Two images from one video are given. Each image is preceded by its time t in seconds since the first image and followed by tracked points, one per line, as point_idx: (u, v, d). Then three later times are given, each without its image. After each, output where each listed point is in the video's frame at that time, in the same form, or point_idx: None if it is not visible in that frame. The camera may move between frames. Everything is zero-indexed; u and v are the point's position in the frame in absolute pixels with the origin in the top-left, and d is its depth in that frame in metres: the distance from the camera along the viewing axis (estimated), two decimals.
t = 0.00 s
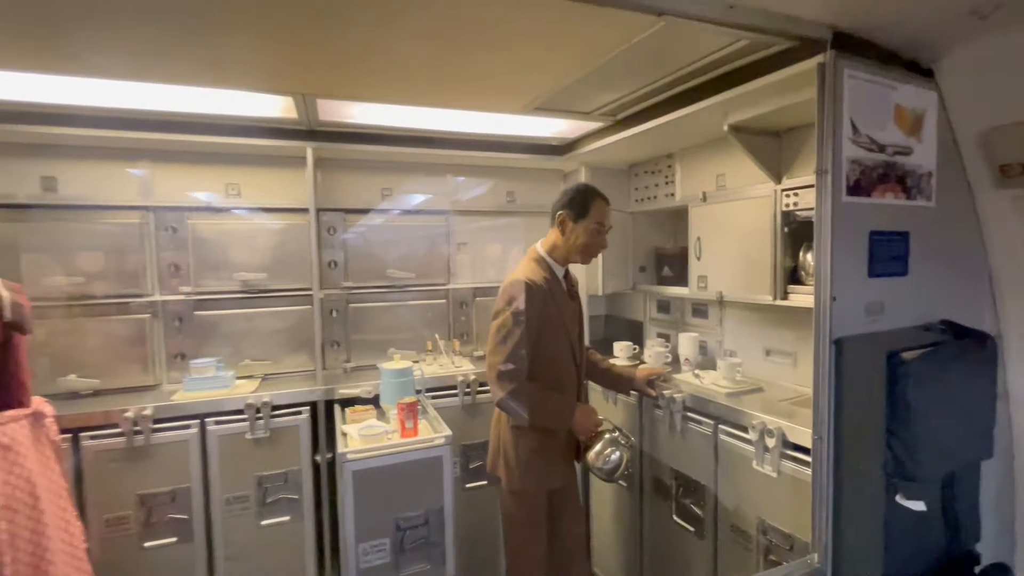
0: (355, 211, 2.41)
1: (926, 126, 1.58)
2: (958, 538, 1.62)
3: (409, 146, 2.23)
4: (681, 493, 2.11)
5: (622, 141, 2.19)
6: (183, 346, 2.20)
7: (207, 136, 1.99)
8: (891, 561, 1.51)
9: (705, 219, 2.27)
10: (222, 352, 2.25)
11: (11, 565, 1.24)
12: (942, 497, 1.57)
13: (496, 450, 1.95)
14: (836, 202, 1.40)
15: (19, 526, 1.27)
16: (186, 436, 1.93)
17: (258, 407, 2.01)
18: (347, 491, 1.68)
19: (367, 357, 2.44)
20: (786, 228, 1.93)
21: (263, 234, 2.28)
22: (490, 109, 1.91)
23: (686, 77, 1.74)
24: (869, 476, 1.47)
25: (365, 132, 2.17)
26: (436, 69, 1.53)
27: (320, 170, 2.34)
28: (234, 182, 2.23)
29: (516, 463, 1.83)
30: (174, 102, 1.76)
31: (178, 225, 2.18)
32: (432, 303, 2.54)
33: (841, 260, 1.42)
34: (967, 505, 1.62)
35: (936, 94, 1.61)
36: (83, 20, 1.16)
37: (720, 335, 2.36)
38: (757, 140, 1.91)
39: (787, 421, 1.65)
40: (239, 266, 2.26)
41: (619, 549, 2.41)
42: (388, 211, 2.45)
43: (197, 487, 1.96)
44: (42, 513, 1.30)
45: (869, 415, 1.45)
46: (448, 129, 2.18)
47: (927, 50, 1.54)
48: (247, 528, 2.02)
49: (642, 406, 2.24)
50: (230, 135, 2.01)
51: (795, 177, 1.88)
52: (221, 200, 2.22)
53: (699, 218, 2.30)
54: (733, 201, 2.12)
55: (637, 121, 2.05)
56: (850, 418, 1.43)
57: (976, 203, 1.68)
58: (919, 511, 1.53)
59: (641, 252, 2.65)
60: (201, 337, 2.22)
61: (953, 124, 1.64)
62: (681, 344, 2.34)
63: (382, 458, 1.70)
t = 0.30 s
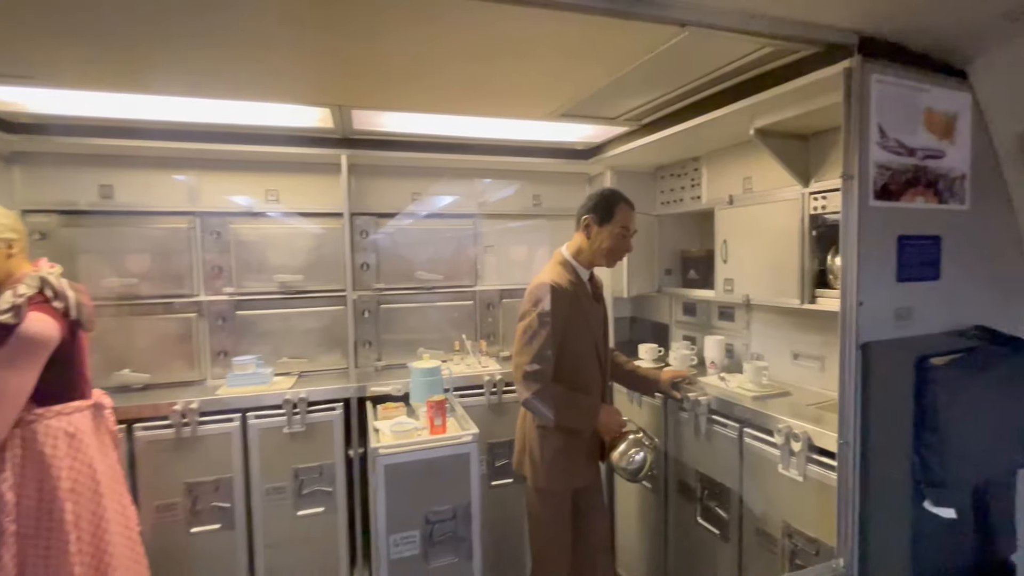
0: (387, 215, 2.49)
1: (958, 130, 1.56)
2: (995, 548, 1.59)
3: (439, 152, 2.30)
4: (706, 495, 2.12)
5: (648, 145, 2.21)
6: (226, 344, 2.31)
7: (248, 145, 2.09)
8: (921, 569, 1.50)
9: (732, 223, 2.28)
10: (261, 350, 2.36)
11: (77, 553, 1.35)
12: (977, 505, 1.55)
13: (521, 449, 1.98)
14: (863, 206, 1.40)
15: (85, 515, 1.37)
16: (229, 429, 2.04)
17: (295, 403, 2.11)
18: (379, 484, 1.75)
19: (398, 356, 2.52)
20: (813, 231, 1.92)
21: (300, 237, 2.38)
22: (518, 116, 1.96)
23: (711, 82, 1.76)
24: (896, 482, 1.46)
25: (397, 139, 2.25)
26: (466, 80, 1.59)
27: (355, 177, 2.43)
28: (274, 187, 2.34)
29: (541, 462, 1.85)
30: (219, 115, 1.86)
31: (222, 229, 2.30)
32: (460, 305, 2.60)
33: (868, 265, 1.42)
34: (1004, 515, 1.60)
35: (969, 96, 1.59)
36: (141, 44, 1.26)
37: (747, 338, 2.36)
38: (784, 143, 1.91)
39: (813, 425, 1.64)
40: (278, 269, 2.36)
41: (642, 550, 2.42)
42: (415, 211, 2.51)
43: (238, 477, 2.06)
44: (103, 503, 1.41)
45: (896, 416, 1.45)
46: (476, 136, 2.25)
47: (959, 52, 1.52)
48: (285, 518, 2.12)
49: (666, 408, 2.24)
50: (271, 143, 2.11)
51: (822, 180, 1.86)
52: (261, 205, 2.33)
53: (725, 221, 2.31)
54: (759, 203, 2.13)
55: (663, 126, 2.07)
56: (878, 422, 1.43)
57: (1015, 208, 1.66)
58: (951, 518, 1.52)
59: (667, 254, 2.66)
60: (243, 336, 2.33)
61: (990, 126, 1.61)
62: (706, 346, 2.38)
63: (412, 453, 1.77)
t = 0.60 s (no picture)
0: (423, 213, 2.54)
1: (1012, 120, 1.50)
2: None
3: (474, 151, 2.34)
4: (741, 495, 2.11)
5: (683, 140, 2.20)
6: (270, 337, 2.41)
7: (291, 146, 2.17)
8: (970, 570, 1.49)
9: (769, 219, 2.24)
10: (303, 343, 2.45)
11: (139, 529, 1.44)
12: None
13: (553, 441, 1.99)
14: (909, 200, 1.37)
15: (145, 497, 1.46)
16: (274, 419, 2.13)
17: (335, 394, 2.18)
18: (416, 474, 1.77)
19: (432, 351, 2.58)
20: (856, 227, 1.87)
21: (340, 234, 2.45)
22: (552, 114, 1.98)
23: (749, 77, 1.74)
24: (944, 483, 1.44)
25: (433, 138, 2.30)
26: (501, 80, 1.62)
27: (392, 176, 2.49)
28: (315, 187, 2.41)
29: (574, 456, 1.86)
30: (264, 118, 1.94)
31: (266, 227, 2.39)
32: (493, 300, 2.64)
33: (913, 261, 1.39)
34: None
35: None
36: (195, 52, 1.33)
37: (784, 336, 2.32)
38: (824, 138, 1.88)
39: (855, 425, 1.61)
40: (318, 265, 2.44)
41: (676, 548, 2.41)
42: (449, 207, 2.56)
43: (281, 464, 2.14)
44: (162, 487, 1.49)
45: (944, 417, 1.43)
46: (510, 134, 2.28)
47: (1012, 39, 1.46)
48: (326, 505, 2.19)
49: (700, 407, 2.24)
50: (312, 144, 2.19)
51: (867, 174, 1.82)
52: (302, 204, 2.41)
53: (762, 218, 2.28)
54: (797, 199, 2.09)
55: (699, 121, 2.06)
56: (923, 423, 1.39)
57: None
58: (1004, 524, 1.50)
59: (702, 251, 2.64)
60: (286, 329, 2.42)
61: None
62: (742, 344, 2.34)
63: (448, 445, 1.78)
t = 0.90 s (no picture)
0: (460, 211, 2.57)
1: None
2: None
3: (511, 150, 2.37)
4: (782, 496, 2.07)
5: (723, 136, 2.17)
6: (313, 332, 2.49)
7: (334, 148, 2.24)
8: None
9: (813, 216, 2.19)
10: (345, 338, 2.52)
11: (196, 511, 1.53)
12: None
13: (589, 436, 1.99)
14: (968, 194, 1.33)
15: (203, 482, 1.54)
16: (318, 410, 2.20)
17: (376, 387, 2.25)
18: (456, 467, 1.79)
19: (469, 347, 2.61)
20: (907, 224, 1.79)
21: (380, 233, 2.51)
22: (589, 112, 1.99)
23: (793, 71, 1.70)
24: (1003, 488, 1.39)
25: (472, 137, 2.34)
26: (539, 79, 1.64)
27: (431, 175, 2.54)
28: (357, 186, 2.48)
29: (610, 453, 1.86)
30: (309, 121, 2.01)
31: (310, 226, 2.47)
32: (528, 297, 2.65)
33: (971, 257, 1.35)
34: None
35: None
36: (246, 59, 1.40)
37: (829, 336, 2.26)
38: (873, 130, 1.81)
39: (905, 428, 1.55)
40: (360, 262, 2.51)
41: (714, 547, 2.39)
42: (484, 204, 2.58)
43: (325, 454, 2.22)
44: (219, 473, 1.58)
45: (1004, 420, 1.37)
46: (547, 132, 2.30)
47: None
48: (366, 494, 2.26)
49: (738, 406, 2.22)
50: (355, 145, 2.25)
51: (920, 167, 1.72)
52: (344, 203, 2.48)
53: (805, 215, 2.22)
54: (843, 194, 2.03)
55: (740, 116, 2.02)
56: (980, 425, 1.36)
57: None
58: None
59: (741, 248, 2.62)
60: (329, 324, 2.50)
61: None
62: (783, 344, 2.29)
63: (486, 439, 1.78)
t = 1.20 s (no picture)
0: (498, 207, 2.59)
1: None
2: None
3: (550, 146, 2.37)
4: (829, 499, 2.03)
5: (769, 129, 2.12)
6: (356, 326, 2.56)
7: (376, 147, 2.30)
8: None
9: (864, 211, 2.12)
10: (386, 332, 2.59)
11: (251, 494, 1.62)
12: None
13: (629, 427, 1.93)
14: None
15: (256, 467, 1.64)
16: (360, 401, 2.27)
17: (416, 380, 2.30)
18: (493, 458, 1.68)
19: (505, 342, 2.64)
20: (967, 219, 1.71)
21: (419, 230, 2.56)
22: (631, 107, 1.98)
23: (845, 61, 1.66)
24: None
25: (511, 135, 2.36)
26: (581, 77, 1.65)
27: (470, 173, 2.58)
28: (398, 184, 2.54)
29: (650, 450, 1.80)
30: (354, 121, 2.06)
31: (353, 223, 2.54)
32: (564, 293, 2.65)
33: None
34: None
35: None
36: (298, 63, 1.45)
37: (879, 336, 2.17)
38: (930, 122, 1.76)
39: (963, 431, 1.50)
40: (401, 258, 2.57)
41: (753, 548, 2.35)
42: (523, 198, 2.59)
43: (367, 443, 2.28)
44: (269, 458, 1.68)
45: None
46: (588, 128, 2.30)
47: None
48: (406, 483, 2.31)
49: (782, 407, 2.13)
50: (397, 143, 2.30)
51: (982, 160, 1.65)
52: (385, 200, 2.53)
53: (856, 209, 2.15)
54: (896, 188, 1.96)
55: (786, 108, 1.98)
56: None
57: None
58: None
59: (785, 244, 2.57)
60: (370, 319, 2.57)
61: None
62: (830, 343, 2.26)
63: (525, 431, 1.68)
